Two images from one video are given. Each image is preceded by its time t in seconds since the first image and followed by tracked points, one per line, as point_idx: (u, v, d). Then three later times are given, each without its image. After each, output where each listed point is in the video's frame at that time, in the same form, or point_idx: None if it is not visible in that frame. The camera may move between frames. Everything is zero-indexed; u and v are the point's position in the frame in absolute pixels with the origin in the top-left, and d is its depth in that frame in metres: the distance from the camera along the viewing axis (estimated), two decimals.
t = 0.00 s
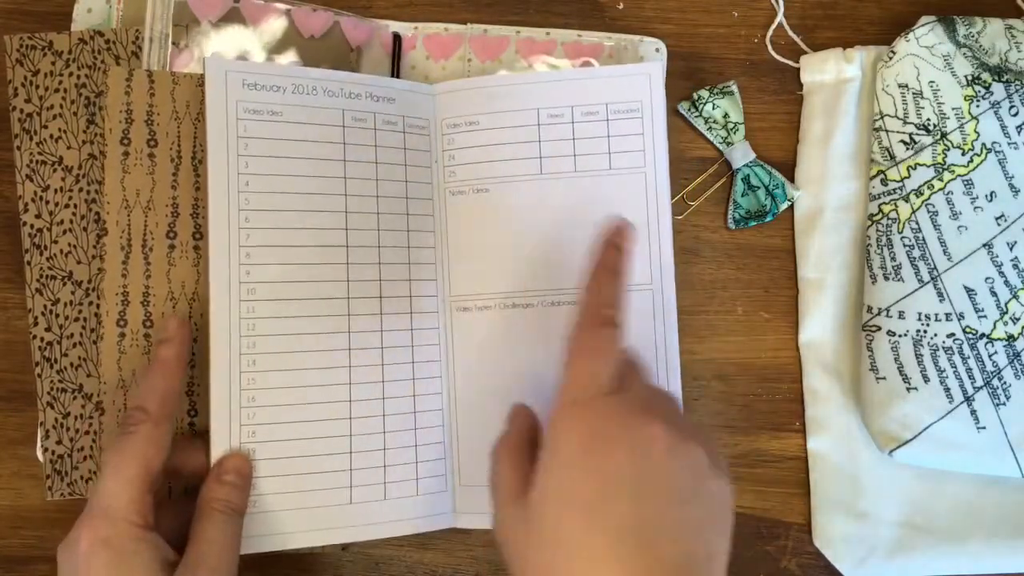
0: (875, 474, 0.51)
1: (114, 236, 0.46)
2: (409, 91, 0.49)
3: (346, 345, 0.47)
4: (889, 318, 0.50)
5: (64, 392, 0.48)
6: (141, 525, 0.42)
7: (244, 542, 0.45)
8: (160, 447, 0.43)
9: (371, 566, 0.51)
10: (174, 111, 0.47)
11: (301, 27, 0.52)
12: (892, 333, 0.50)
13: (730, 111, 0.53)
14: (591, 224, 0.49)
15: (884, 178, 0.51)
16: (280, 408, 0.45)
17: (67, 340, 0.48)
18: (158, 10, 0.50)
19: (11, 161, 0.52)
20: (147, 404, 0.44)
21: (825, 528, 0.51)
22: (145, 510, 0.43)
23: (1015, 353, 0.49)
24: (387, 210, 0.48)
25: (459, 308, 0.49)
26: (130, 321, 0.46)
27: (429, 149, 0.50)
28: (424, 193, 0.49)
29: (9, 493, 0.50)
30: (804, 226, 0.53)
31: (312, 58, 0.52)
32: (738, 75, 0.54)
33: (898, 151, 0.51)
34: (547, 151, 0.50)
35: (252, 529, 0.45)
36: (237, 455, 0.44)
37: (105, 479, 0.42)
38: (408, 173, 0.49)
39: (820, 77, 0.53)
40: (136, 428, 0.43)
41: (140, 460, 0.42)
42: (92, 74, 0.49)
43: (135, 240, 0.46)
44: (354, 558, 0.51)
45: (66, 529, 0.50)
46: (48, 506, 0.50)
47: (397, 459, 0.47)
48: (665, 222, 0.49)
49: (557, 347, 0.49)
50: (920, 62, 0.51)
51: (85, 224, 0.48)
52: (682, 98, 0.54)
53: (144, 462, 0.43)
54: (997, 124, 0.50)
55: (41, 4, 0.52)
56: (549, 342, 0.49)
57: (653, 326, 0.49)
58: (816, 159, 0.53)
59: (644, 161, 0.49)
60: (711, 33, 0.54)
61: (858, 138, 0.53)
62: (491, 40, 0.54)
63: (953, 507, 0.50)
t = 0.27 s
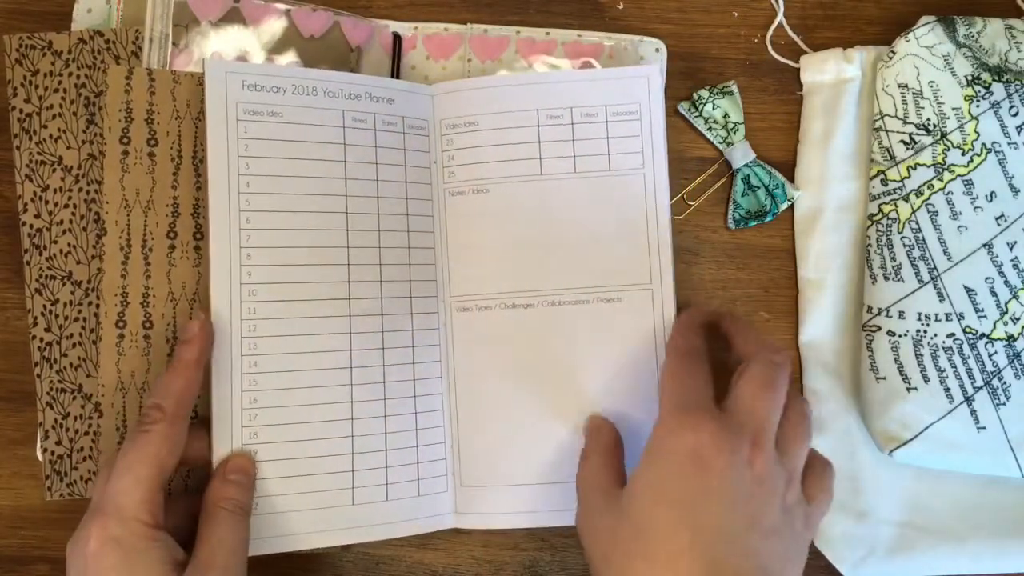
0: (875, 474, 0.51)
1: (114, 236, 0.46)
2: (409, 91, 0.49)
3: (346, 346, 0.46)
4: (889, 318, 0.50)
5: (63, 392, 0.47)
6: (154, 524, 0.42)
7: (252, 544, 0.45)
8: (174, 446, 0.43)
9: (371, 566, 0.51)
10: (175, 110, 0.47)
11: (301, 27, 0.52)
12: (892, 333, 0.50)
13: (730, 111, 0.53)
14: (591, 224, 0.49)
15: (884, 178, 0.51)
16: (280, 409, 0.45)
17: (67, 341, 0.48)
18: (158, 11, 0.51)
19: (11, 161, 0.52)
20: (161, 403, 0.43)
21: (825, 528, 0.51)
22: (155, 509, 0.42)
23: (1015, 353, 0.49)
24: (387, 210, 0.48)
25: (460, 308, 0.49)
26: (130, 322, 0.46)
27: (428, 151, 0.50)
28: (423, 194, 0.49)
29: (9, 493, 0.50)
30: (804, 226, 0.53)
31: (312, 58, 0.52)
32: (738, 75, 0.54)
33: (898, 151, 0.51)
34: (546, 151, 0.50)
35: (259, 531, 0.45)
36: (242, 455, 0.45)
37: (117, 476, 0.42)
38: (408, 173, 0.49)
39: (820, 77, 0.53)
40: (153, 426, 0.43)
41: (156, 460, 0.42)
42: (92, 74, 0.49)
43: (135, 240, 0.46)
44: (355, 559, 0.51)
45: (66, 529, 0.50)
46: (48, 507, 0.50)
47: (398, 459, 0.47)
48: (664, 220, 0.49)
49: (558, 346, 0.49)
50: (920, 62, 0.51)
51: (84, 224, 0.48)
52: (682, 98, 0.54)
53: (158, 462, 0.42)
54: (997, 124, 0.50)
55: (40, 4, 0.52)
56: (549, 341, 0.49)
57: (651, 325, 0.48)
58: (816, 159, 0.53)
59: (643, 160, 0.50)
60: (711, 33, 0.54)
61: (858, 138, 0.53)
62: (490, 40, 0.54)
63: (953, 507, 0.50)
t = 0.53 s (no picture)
0: (875, 474, 0.51)
1: (115, 236, 0.46)
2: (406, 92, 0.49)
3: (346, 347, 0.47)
4: (889, 318, 0.50)
5: (63, 392, 0.47)
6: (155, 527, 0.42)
7: (257, 548, 0.45)
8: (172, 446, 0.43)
9: (371, 566, 0.51)
10: (176, 110, 0.47)
11: (301, 27, 0.52)
12: (892, 333, 0.50)
13: (730, 111, 0.53)
14: (589, 223, 0.49)
15: (884, 178, 0.51)
16: (278, 411, 0.45)
17: (67, 341, 0.48)
18: (158, 10, 0.51)
19: (11, 161, 0.52)
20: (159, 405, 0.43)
21: (826, 528, 0.51)
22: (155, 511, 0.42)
23: (1015, 353, 0.49)
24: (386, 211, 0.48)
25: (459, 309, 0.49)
26: (130, 322, 0.46)
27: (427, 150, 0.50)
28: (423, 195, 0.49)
29: (9, 493, 0.50)
30: (803, 226, 0.53)
31: (312, 58, 0.52)
32: (738, 75, 0.54)
33: (898, 151, 0.51)
34: (545, 151, 0.49)
35: (266, 536, 0.45)
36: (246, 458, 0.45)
37: (116, 479, 0.42)
38: (407, 174, 0.49)
39: (820, 77, 0.53)
40: (151, 428, 0.43)
41: (154, 460, 0.42)
42: (92, 74, 0.49)
43: (136, 240, 0.46)
44: (355, 559, 0.51)
45: (66, 529, 0.50)
46: (48, 507, 0.50)
47: (399, 460, 0.47)
48: (662, 218, 0.50)
49: (556, 347, 0.48)
50: (920, 62, 0.51)
51: (84, 224, 0.48)
52: (682, 97, 0.54)
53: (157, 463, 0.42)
54: (997, 124, 0.50)
55: (40, 4, 0.52)
56: (548, 342, 0.49)
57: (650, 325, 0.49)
58: (816, 159, 0.53)
59: (641, 158, 0.50)
60: (711, 33, 0.54)
61: (858, 138, 0.53)
62: (490, 40, 0.54)
63: (953, 507, 0.50)
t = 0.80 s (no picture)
0: (875, 473, 0.51)
1: (114, 236, 0.46)
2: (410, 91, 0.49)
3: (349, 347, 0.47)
4: (889, 318, 0.50)
5: (63, 392, 0.47)
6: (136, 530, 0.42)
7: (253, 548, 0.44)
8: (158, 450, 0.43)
9: (371, 566, 0.51)
10: (176, 109, 0.47)
11: (302, 26, 0.52)
12: (892, 333, 0.50)
13: (730, 111, 0.53)
14: (590, 224, 0.49)
15: (884, 178, 0.51)
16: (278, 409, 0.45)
17: (67, 341, 0.48)
18: (157, 10, 0.51)
19: (11, 161, 0.52)
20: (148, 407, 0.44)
21: (825, 528, 0.51)
22: (138, 513, 0.42)
23: (1015, 353, 0.49)
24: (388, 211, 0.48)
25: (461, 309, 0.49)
26: (130, 322, 0.46)
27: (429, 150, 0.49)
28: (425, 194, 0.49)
29: (9, 493, 0.50)
30: (804, 226, 0.53)
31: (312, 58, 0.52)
32: (738, 75, 0.54)
33: (898, 151, 0.51)
34: (547, 152, 0.50)
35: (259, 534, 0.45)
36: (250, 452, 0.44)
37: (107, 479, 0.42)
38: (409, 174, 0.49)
39: (820, 77, 0.53)
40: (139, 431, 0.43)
41: (153, 466, 0.42)
42: (92, 74, 0.49)
43: (136, 241, 0.46)
44: (355, 559, 0.51)
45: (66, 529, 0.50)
46: (48, 507, 0.50)
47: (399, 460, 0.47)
48: (662, 220, 0.49)
49: (558, 347, 0.49)
50: (920, 62, 0.51)
51: (85, 224, 0.48)
52: (682, 97, 0.54)
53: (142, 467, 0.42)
54: (997, 124, 0.50)
55: (40, 4, 0.52)
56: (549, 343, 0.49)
57: (652, 326, 0.49)
58: (816, 159, 0.53)
59: (641, 159, 0.49)
60: (711, 33, 0.54)
61: (858, 138, 0.53)
62: (490, 40, 0.54)
63: (953, 507, 0.50)
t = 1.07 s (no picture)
0: (875, 473, 0.51)
1: (115, 236, 0.46)
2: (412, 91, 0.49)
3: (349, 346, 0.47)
4: (889, 318, 0.50)
5: (63, 392, 0.47)
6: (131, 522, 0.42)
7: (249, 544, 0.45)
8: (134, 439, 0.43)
9: (371, 566, 0.51)
10: (177, 108, 0.47)
11: (301, 27, 0.52)
12: (892, 333, 0.50)
13: (730, 111, 0.53)
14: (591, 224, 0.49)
15: (884, 178, 0.51)
16: (279, 407, 0.45)
17: (67, 341, 0.48)
18: (157, 11, 0.50)
19: (11, 162, 0.52)
20: (124, 398, 0.44)
21: (825, 528, 0.51)
22: (127, 504, 0.42)
23: (1015, 353, 0.49)
24: (386, 211, 0.48)
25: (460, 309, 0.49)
26: (131, 322, 0.46)
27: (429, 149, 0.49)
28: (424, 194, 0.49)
29: (9, 493, 0.50)
30: (803, 226, 0.53)
31: (312, 59, 0.52)
32: (738, 75, 0.54)
33: (898, 151, 0.51)
34: (547, 152, 0.50)
35: (256, 531, 0.45)
36: (248, 449, 0.44)
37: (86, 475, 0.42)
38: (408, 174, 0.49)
39: (820, 77, 0.53)
40: (114, 422, 0.43)
41: (122, 454, 0.43)
42: (92, 74, 0.49)
43: (137, 240, 0.46)
44: (355, 559, 0.51)
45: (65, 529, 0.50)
46: (48, 507, 0.50)
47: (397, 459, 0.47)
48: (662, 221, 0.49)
49: (558, 347, 0.48)
50: (920, 62, 0.51)
51: (85, 224, 0.48)
52: (682, 98, 0.54)
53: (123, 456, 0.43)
54: (997, 124, 0.50)
55: (40, 4, 0.52)
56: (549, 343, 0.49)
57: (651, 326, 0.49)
58: (816, 159, 0.53)
59: (642, 160, 0.49)
60: (711, 33, 0.54)
61: (858, 138, 0.53)
62: (490, 40, 0.54)
63: (954, 507, 0.50)
